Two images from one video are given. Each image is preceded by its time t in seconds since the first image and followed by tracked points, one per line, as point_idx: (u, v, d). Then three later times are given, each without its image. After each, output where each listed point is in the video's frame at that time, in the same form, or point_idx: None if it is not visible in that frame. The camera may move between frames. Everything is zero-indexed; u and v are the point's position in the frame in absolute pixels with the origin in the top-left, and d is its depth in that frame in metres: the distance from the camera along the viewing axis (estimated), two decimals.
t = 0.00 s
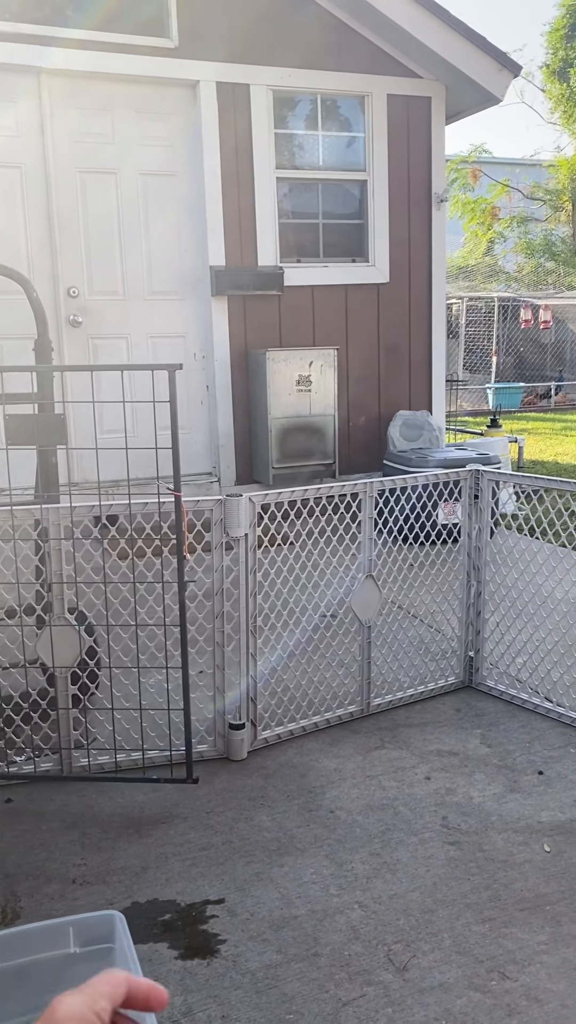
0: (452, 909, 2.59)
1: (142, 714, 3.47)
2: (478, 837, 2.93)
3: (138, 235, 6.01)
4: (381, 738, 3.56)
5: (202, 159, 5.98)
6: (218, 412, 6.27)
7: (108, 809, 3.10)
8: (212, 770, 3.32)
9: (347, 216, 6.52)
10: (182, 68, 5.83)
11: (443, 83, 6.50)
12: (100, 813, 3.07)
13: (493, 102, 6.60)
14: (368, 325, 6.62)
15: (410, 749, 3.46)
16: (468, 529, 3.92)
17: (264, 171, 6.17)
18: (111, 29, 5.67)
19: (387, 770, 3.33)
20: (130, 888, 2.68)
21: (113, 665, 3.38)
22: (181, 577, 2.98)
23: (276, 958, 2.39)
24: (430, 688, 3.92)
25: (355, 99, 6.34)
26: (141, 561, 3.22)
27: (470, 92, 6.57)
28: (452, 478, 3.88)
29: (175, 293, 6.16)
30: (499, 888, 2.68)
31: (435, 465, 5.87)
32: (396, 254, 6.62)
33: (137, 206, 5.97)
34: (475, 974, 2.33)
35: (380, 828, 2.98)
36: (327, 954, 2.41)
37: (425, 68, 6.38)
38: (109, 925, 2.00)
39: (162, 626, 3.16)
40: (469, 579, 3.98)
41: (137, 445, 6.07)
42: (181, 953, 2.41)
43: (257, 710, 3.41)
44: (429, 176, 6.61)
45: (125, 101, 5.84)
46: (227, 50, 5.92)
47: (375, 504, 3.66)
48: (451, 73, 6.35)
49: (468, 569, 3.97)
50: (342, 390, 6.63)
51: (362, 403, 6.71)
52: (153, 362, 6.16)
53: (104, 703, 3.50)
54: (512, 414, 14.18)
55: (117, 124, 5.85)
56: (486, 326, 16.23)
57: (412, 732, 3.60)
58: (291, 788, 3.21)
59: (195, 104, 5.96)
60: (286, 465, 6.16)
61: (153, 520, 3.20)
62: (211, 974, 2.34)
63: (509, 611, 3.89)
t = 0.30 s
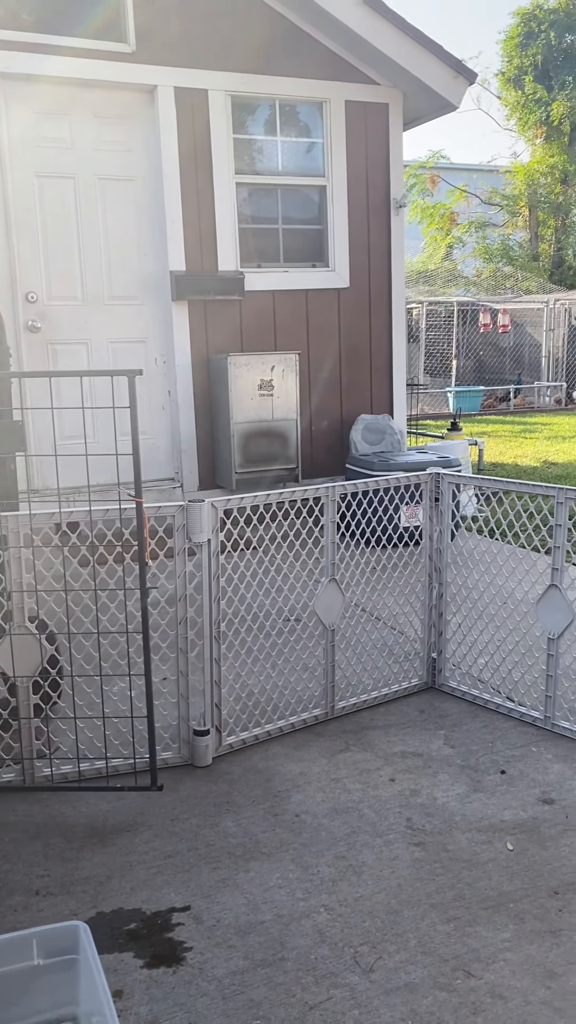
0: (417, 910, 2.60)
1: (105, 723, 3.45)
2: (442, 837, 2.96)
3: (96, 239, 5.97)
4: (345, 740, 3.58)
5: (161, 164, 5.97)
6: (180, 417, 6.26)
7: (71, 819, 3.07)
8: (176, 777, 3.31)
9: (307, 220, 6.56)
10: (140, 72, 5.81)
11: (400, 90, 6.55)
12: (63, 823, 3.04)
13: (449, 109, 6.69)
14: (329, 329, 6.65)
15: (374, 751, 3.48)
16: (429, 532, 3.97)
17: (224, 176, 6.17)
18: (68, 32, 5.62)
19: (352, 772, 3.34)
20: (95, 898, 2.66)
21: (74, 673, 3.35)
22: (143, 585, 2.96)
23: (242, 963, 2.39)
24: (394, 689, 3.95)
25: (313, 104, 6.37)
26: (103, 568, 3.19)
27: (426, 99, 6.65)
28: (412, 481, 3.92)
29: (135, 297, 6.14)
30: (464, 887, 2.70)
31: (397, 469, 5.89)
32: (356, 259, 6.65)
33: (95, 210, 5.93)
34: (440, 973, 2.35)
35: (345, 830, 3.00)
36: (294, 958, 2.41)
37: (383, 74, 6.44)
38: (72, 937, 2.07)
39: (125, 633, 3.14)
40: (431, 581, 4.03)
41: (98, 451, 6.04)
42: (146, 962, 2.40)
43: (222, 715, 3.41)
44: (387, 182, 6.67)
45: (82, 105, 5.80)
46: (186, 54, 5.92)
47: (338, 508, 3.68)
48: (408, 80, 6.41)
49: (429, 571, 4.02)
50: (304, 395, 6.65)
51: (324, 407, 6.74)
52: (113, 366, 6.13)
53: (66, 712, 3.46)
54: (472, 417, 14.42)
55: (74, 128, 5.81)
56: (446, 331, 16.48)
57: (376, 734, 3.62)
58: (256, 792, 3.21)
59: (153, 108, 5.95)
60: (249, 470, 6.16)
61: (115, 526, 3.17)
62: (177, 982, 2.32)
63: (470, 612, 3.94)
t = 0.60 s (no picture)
0: (360, 913, 2.63)
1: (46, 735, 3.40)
2: (385, 841, 2.99)
3: (36, 244, 5.90)
4: (290, 746, 3.59)
5: (102, 169, 5.93)
6: (124, 424, 6.22)
7: (12, 835, 3.02)
8: (120, 789, 3.29)
9: (249, 227, 6.57)
10: (79, 76, 5.76)
11: (340, 99, 6.62)
12: (4, 839, 2.99)
13: (388, 119, 6.79)
14: (273, 336, 6.68)
15: (319, 756, 3.50)
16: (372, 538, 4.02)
17: (165, 182, 6.15)
18: (4, 36, 5.55)
19: (296, 778, 3.36)
20: (36, 914, 2.62)
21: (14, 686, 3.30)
22: (83, 595, 2.93)
23: (186, 974, 2.38)
24: (339, 695, 3.98)
25: (254, 112, 6.40)
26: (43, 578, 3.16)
27: (365, 108, 6.74)
28: (355, 487, 3.97)
29: (77, 303, 6.08)
30: (406, 890, 2.73)
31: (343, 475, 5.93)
32: (299, 266, 6.69)
33: (34, 215, 5.86)
34: (383, 976, 2.38)
35: (289, 836, 3.01)
36: (237, 966, 2.41)
37: (322, 82, 6.48)
38: (12, 954, 2.04)
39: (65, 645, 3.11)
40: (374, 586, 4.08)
41: (40, 458, 5.96)
42: (89, 976, 2.38)
43: (165, 725, 3.40)
44: (329, 189, 6.72)
45: (20, 109, 5.73)
46: (126, 61, 5.90)
47: (281, 515, 3.69)
48: (348, 89, 6.47)
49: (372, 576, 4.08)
50: (249, 401, 6.67)
51: (270, 413, 6.77)
52: (55, 373, 6.06)
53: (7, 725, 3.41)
54: (416, 422, 14.66)
55: (12, 132, 5.73)
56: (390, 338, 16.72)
57: (321, 740, 3.64)
58: (200, 801, 3.20)
59: (93, 113, 5.91)
60: (195, 476, 6.14)
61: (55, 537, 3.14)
62: (120, 996, 2.31)
63: (412, 616, 4.00)
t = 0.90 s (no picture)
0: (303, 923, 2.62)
1: None
2: (328, 849, 2.98)
3: None
4: (233, 756, 3.57)
5: (37, 173, 5.84)
6: (61, 432, 6.13)
7: None
8: (59, 804, 3.22)
9: (189, 233, 6.55)
10: (12, 79, 5.65)
11: (279, 107, 6.64)
12: None
13: (326, 127, 6.83)
14: (214, 343, 6.65)
15: (262, 766, 3.49)
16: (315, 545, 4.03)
17: (103, 187, 6.09)
18: None
19: (240, 789, 3.34)
20: None
21: None
22: (17, 610, 2.86)
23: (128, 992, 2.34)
24: (282, 703, 3.97)
25: (193, 118, 6.38)
26: None
27: (304, 116, 6.77)
28: (297, 494, 3.98)
29: (13, 309, 5.99)
30: (349, 897, 2.73)
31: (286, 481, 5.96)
32: (239, 273, 6.69)
33: None
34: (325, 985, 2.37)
35: (232, 847, 2.98)
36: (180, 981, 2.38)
37: (259, 89, 6.49)
38: None
39: None
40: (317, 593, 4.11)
41: None
42: (27, 999, 2.32)
43: (106, 738, 3.35)
44: (268, 196, 6.73)
45: None
46: (61, 63, 5.81)
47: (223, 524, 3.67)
48: (285, 96, 6.50)
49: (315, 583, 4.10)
50: (191, 408, 6.64)
51: (212, 420, 6.75)
52: None
53: None
54: (360, 427, 14.85)
55: None
56: (333, 345, 16.86)
57: (265, 749, 3.63)
58: (142, 814, 3.16)
59: (27, 116, 5.81)
60: (135, 484, 6.08)
61: None
62: (59, 1017, 2.25)
63: (354, 622, 4.02)
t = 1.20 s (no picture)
0: (251, 929, 2.61)
1: None
2: (276, 854, 2.98)
3: None
4: (180, 764, 3.55)
5: None
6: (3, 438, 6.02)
7: None
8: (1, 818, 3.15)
9: (132, 238, 6.52)
10: None
11: (222, 113, 6.64)
12: None
13: (269, 134, 6.86)
14: (159, 347, 6.62)
15: (209, 774, 3.47)
16: (261, 550, 4.04)
17: (45, 191, 6.02)
18: None
19: (186, 797, 3.32)
20: None
21: None
22: None
23: (72, 1007, 2.30)
24: (230, 709, 3.96)
25: (136, 122, 6.35)
26: None
27: (247, 123, 6.79)
28: (243, 500, 3.98)
29: None
30: (297, 901, 2.73)
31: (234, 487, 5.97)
32: (183, 278, 6.67)
33: None
34: (274, 990, 2.36)
35: (179, 856, 2.96)
36: (126, 993, 2.35)
37: (203, 96, 6.49)
38: None
39: None
40: (264, 599, 4.11)
41: None
42: None
43: (50, 749, 3.29)
44: (212, 201, 6.72)
45: None
46: None
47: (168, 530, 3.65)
48: (228, 102, 6.50)
49: (262, 589, 4.10)
50: (136, 413, 6.59)
51: (158, 426, 6.71)
52: None
53: None
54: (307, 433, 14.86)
55: None
56: (279, 351, 16.85)
57: (212, 756, 3.61)
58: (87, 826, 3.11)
59: None
60: (79, 490, 6.01)
61: None
62: None
63: (301, 626, 4.04)
